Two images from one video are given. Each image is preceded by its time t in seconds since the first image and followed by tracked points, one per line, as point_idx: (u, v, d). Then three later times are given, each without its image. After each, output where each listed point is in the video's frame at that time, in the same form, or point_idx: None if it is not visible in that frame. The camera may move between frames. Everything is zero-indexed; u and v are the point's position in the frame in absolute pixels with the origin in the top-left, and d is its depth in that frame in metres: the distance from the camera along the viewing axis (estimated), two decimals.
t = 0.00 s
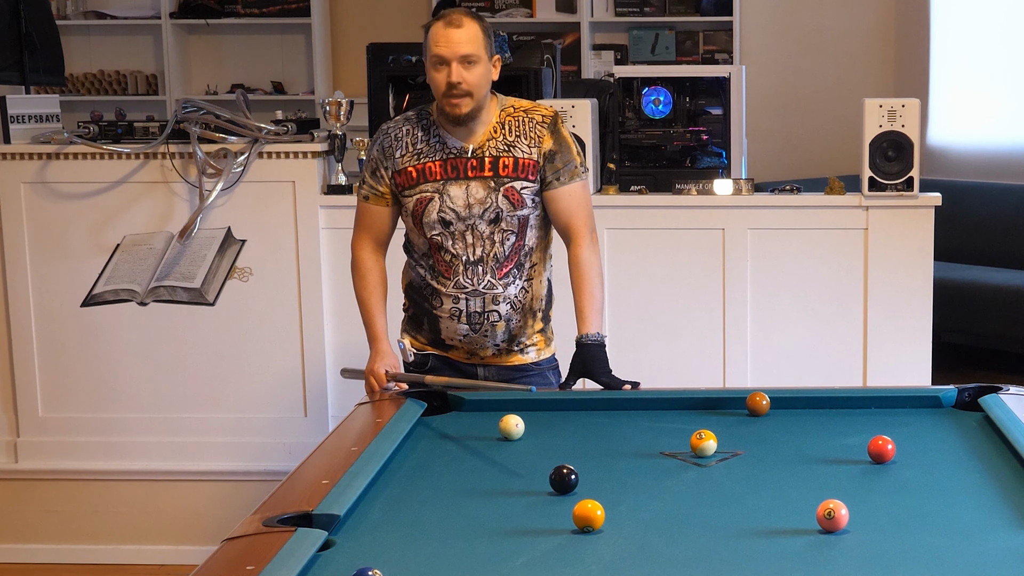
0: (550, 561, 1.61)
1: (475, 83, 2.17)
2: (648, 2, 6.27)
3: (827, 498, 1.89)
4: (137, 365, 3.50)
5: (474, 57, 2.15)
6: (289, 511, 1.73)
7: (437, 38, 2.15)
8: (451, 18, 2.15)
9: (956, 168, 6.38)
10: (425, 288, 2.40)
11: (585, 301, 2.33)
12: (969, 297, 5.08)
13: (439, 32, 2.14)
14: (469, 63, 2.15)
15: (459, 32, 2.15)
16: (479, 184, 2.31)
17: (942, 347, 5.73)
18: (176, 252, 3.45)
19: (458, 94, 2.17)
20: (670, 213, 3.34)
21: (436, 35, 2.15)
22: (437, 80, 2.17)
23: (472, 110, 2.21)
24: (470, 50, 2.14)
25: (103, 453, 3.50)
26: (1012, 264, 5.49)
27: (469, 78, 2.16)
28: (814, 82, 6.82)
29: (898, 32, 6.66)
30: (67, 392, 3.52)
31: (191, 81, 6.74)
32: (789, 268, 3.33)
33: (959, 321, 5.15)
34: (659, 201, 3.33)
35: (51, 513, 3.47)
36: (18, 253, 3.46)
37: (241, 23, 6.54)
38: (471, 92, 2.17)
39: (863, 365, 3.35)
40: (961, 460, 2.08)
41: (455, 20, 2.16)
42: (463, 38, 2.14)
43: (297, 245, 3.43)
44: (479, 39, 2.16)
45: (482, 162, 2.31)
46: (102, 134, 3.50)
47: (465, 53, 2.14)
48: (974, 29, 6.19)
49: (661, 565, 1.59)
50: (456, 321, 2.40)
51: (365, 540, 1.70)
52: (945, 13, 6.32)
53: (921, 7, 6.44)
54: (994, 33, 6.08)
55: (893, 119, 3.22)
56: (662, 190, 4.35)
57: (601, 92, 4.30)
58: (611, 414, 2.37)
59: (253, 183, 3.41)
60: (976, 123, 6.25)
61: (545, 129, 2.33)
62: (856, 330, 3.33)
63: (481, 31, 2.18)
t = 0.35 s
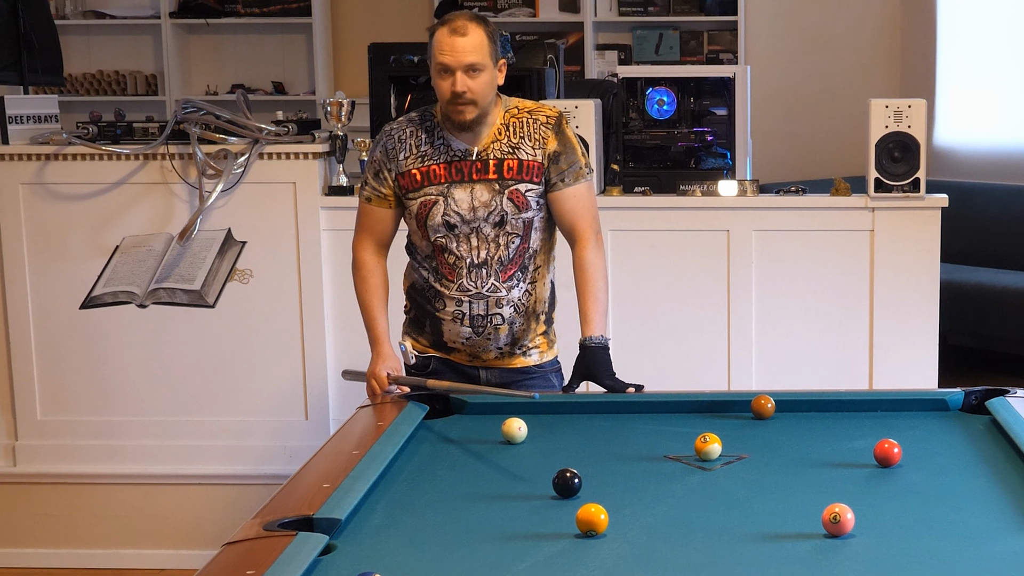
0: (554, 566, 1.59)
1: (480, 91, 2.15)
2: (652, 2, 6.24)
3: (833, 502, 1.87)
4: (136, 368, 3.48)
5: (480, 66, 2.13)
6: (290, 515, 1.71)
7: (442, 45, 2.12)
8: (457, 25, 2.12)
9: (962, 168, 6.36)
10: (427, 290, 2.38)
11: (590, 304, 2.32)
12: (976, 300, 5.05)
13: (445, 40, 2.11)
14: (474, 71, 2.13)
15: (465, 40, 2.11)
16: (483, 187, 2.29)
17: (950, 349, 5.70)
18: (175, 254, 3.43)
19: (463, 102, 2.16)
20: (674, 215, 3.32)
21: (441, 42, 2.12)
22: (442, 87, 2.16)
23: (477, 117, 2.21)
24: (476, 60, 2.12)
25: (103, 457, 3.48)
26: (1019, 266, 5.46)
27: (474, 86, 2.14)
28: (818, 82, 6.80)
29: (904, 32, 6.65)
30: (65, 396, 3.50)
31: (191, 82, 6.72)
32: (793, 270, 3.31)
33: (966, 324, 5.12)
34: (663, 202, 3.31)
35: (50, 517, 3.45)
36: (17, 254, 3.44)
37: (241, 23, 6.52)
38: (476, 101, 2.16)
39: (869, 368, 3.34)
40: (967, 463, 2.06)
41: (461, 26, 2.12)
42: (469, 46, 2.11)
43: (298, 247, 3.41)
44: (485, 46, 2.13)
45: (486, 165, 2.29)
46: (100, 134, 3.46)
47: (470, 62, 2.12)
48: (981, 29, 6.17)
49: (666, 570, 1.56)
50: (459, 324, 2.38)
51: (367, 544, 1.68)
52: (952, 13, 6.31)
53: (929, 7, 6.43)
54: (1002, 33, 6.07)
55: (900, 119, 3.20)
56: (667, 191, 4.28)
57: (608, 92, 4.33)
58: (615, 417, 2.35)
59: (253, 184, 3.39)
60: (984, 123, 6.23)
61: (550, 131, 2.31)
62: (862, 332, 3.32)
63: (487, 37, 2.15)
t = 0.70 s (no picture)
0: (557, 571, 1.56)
1: (484, 93, 2.13)
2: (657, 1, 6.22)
3: (839, 506, 1.84)
4: (136, 370, 3.46)
5: (484, 67, 2.11)
6: (290, 519, 1.69)
7: (446, 46, 2.10)
8: (461, 26, 2.10)
9: (968, 169, 6.34)
10: (429, 292, 2.36)
11: (593, 306, 2.30)
12: (984, 302, 5.02)
13: (449, 41, 2.09)
14: (478, 72, 2.11)
15: (469, 41, 2.10)
16: (486, 188, 2.27)
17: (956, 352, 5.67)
18: (175, 256, 3.41)
19: (467, 104, 2.14)
20: (678, 216, 3.30)
21: (445, 43, 2.10)
22: (446, 88, 2.13)
23: (480, 118, 2.19)
24: (480, 60, 2.10)
25: (102, 460, 3.46)
26: None
27: (478, 87, 2.12)
28: (821, 82, 6.78)
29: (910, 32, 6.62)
30: (64, 399, 3.48)
31: (191, 82, 6.70)
32: (797, 272, 3.29)
33: (973, 326, 5.10)
34: (668, 203, 3.29)
35: (49, 522, 3.42)
36: (15, 256, 3.42)
37: (241, 22, 6.49)
38: (480, 102, 2.13)
39: (875, 372, 3.32)
40: (974, 467, 2.03)
41: (465, 27, 2.10)
42: (473, 47, 2.09)
43: (299, 248, 3.39)
44: (489, 47, 2.11)
45: (488, 166, 2.27)
46: (99, 134, 3.44)
47: (474, 63, 2.10)
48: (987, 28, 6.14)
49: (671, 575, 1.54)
50: (461, 326, 2.36)
51: (368, 549, 1.66)
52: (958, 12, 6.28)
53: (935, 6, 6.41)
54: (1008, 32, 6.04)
55: (906, 120, 3.18)
56: (671, 191, 4.26)
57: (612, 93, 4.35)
58: (618, 420, 2.33)
59: (254, 185, 3.37)
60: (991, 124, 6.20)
61: (552, 131, 2.29)
62: (867, 335, 3.30)
63: (491, 37, 2.13)
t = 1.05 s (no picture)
0: None
1: (488, 95, 2.11)
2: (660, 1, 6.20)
3: (844, 510, 1.82)
4: (135, 373, 3.44)
5: (488, 69, 2.09)
6: (290, 523, 1.66)
7: (450, 48, 2.08)
8: (465, 27, 2.08)
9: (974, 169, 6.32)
10: (430, 294, 2.34)
11: (596, 308, 2.27)
12: (990, 304, 5.00)
13: (452, 43, 2.07)
14: (482, 75, 2.09)
15: (473, 43, 2.07)
16: (487, 189, 2.25)
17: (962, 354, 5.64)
18: (174, 257, 3.39)
19: (471, 106, 2.12)
20: (682, 217, 3.28)
21: (449, 45, 2.08)
22: (449, 91, 2.11)
23: (484, 120, 2.17)
24: (484, 63, 2.08)
25: (101, 464, 3.44)
26: None
27: (482, 90, 2.10)
28: (825, 83, 6.76)
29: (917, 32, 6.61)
30: (63, 401, 3.46)
31: (190, 81, 6.68)
32: (800, 274, 3.27)
33: (979, 328, 5.07)
34: (672, 204, 3.27)
35: (47, 526, 3.40)
36: (13, 258, 3.40)
37: (241, 22, 6.47)
38: (484, 104, 2.12)
39: (881, 375, 3.29)
40: (981, 471, 2.01)
41: (468, 29, 2.08)
42: (477, 49, 2.07)
43: (299, 250, 3.37)
44: (493, 49, 2.09)
45: (489, 166, 2.24)
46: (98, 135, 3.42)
47: (479, 65, 2.08)
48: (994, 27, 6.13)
49: None
50: (462, 328, 2.34)
51: (369, 553, 1.64)
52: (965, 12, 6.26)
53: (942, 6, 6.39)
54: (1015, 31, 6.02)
55: (912, 121, 3.16)
56: (674, 193, 4.28)
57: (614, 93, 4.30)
58: (621, 423, 2.31)
59: (254, 186, 3.35)
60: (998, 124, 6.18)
61: (554, 132, 2.27)
62: (873, 338, 3.28)
63: (494, 39, 2.11)
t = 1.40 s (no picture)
0: None
1: (492, 97, 2.10)
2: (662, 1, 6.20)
3: (847, 512, 1.81)
4: (134, 374, 3.43)
5: (493, 70, 2.08)
6: (290, 526, 1.65)
7: (454, 49, 2.06)
8: (469, 29, 2.07)
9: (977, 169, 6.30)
10: (430, 294, 2.33)
11: (598, 309, 2.26)
12: (994, 305, 4.99)
13: (457, 44, 2.06)
14: (487, 76, 2.08)
15: (477, 44, 2.06)
16: (488, 189, 2.23)
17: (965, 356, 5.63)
18: (174, 259, 3.38)
19: (474, 107, 2.11)
20: (684, 218, 3.27)
21: (454, 46, 2.06)
22: (453, 92, 2.10)
23: (486, 121, 2.16)
24: (488, 65, 2.06)
25: (100, 466, 3.42)
26: None
27: (486, 91, 2.09)
28: (828, 83, 6.75)
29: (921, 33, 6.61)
30: (61, 403, 3.45)
31: (190, 82, 6.67)
32: (802, 275, 3.26)
33: (983, 329, 5.06)
34: (674, 206, 3.26)
35: (46, 529, 3.39)
36: (11, 259, 3.39)
37: (241, 22, 6.46)
38: (487, 106, 2.11)
39: (884, 377, 3.28)
40: (985, 473, 2.00)
41: (472, 30, 2.07)
42: (481, 51, 2.06)
43: (299, 251, 3.35)
44: (497, 51, 2.08)
45: (490, 166, 2.23)
46: (97, 136, 3.38)
47: (483, 67, 2.06)
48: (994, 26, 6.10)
49: None
50: (463, 329, 2.33)
51: (370, 556, 1.63)
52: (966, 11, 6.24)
53: (945, 6, 6.38)
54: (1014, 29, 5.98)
55: (915, 121, 3.15)
56: (677, 194, 4.25)
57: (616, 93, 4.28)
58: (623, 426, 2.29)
59: (254, 187, 3.34)
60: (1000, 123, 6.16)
61: (556, 132, 2.25)
62: (876, 340, 3.26)
63: (498, 40, 2.10)
